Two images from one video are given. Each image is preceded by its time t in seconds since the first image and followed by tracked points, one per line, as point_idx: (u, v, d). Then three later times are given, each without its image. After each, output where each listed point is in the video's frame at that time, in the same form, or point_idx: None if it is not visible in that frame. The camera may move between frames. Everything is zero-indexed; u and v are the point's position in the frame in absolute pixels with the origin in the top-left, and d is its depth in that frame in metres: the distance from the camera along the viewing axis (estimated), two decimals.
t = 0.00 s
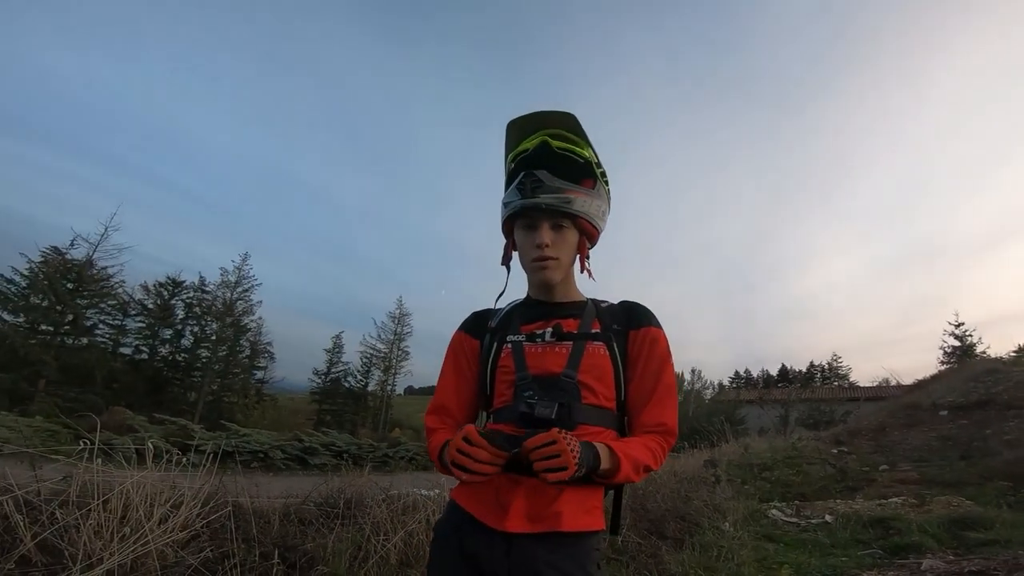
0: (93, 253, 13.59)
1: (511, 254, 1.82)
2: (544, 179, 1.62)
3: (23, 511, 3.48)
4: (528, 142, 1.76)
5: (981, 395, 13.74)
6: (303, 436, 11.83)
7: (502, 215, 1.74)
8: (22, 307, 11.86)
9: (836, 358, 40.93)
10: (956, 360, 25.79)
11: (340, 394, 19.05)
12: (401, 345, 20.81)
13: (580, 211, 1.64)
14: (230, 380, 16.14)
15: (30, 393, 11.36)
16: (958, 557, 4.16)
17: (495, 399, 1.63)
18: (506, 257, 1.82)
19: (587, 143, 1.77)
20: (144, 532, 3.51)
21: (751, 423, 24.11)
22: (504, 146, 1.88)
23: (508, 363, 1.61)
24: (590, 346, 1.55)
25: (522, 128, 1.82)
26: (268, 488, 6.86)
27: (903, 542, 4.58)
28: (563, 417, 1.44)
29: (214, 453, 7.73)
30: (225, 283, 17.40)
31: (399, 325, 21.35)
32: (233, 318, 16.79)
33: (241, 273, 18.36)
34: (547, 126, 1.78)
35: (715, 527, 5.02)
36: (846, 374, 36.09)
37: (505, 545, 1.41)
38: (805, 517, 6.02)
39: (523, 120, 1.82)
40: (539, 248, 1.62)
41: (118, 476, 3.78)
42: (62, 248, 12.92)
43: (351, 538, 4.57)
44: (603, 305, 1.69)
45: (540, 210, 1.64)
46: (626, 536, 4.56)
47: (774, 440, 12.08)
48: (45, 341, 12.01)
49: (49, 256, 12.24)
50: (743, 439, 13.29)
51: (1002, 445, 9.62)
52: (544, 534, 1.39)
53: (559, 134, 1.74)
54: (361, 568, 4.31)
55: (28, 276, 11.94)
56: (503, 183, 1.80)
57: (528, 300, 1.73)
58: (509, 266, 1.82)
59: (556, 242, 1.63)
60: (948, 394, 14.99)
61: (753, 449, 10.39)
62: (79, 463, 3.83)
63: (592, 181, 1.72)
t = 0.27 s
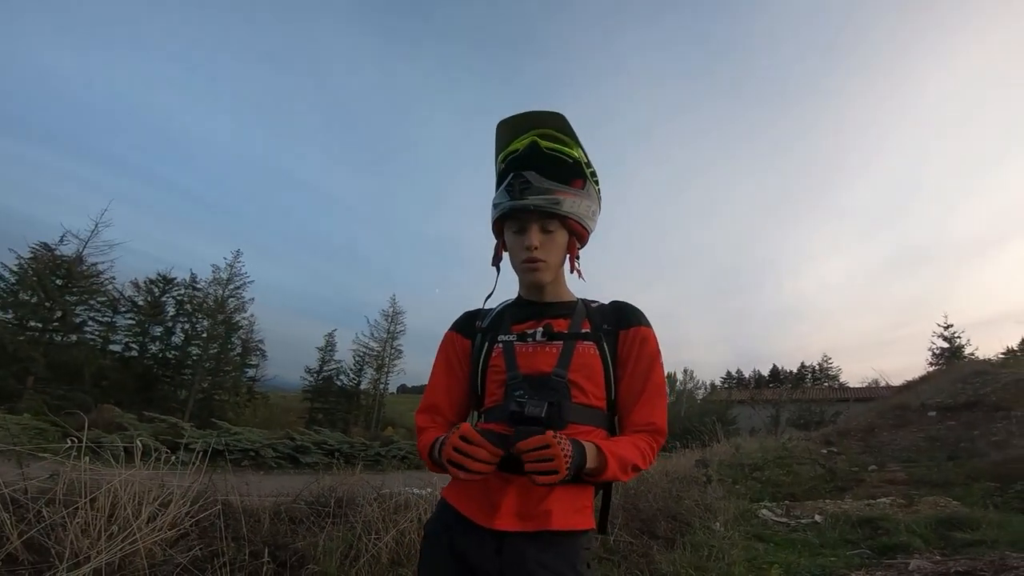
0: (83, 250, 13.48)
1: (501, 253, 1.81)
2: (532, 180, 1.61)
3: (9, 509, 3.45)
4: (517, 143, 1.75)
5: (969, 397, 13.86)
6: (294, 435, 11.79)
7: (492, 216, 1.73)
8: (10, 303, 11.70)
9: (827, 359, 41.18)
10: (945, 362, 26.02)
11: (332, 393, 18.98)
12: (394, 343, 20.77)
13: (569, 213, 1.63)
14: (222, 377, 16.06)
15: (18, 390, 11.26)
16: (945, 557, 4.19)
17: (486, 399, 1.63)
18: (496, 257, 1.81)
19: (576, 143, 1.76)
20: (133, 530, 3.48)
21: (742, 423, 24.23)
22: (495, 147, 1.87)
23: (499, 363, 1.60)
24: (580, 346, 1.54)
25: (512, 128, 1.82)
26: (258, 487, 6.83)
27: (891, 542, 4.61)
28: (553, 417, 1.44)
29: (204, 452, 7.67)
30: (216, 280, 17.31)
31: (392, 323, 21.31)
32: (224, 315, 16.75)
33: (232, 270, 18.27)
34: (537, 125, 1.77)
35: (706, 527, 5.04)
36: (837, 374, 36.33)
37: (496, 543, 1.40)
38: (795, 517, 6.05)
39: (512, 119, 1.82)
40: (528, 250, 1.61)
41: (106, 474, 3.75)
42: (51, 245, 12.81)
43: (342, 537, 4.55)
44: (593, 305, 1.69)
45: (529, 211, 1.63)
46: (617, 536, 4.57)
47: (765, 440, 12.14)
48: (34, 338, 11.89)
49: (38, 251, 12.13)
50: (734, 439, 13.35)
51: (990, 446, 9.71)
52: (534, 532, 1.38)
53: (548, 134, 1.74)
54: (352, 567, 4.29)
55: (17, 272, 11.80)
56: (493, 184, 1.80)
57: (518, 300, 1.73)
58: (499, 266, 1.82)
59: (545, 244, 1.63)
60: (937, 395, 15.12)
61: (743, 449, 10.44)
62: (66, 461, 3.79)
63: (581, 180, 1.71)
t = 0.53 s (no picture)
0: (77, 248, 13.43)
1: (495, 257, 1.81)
2: (519, 190, 1.61)
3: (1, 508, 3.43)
4: (505, 147, 1.74)
5: (962, 398, 13.94)
6: (289, 434, 11.75)
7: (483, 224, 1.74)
8: (3, 301, 11.62)
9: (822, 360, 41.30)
10: (939, 363, 26.15)
11: (328, 392, 18.93)
12: (390, 343, 20.74)
13: (558, 220, 1.62)
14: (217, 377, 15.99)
15: (11, 388, 11.21)
16: (938, 558, 4.21)
17: (481, 399, 1.62)
18: (491, 259, 1.81)
19: (567, 142, 1.73)
20: (126, 530, 3.47)
21: (737, 424, 24.29)
22: (486, 147, 1.86)
23: (494, 363, 1.60)
24: (574, 346, 1.54)
25: (500, 131, 1.80)
26: (253, 486, 6.81)
27: (885, 543, 4.63)
28: (548, 417, 1.44)
29: (198, 451, 7.64)
30: (211, 279, 17.25)
31: (388, 323, 21.27)
32: (219, 315, 16.69)
33: (228, 269, 18.21)
34: (524, 127, 1.75)
35: (701, 527, 5.04)
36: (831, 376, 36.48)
37: (490, 543, 1.40)
38: (789, 517, 6.06)
39: (501, 121, 1.80)
40: (519, 258, 1.61)
41: (100, 473, 3.74)
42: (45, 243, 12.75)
43: (337, 537, 4.54)
44: (587, 306, 1.69)
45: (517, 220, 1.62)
46: (613, 536, 4.57)
47: (760, 441, 12.18)
48: (28, 336, 11.82)
49: (32, 249, 12.07)
50: (729, 440, 13.38)
51: (983, 447, 9.76)
52: (529, 531, 1.38)
53: (536, 136, 1.71)
54: (347, 567, 4.28)
55: (10, 270, 11.75)
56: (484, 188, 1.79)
57: (513, 302, 1.73)
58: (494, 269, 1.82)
59: (536, 250, 1.63)
60: (930, 396, 15.19)
61: (739, 450, 10.47)
62: (59, 460, 3.77)
63: (572, 182, 1.70)
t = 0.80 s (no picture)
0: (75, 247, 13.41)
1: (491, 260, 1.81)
2: (513, 196, 1.61)
3: None
4: (500, 152, 1.74)
5: (960, 400, 13.96)
6: (287, 435, 11.73)
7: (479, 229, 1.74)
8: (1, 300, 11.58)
9: (819, 363, 41.34)
10: (935, 365, 26.22)
11: (326, 393, 18.90)
12: (388, 343, 20.72)
13: (553, 224, 1.62)
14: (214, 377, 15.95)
15: (8, 387, 11.18)
16: (935, 560, 4.21)
17: (478, 401, 1.62)
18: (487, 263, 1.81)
19: (561, 145, 1.73)
20: (122, 531, 3.46)
21: (735, 426, 24.31)
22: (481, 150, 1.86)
23: (492, 365, 1.60)
24: (571, 349, 1.54)
25: (494, 135, 1.80)
26: (250, 487, 6.80)
27: (882, 545, 4.62)
28: (545, 419, 1.44)
29: (195, 452, 7.62)
30: (209, 279, 17.23)
31: (387, 324, 21.26)
32: (217, 315, 16.65)
33: (226, 269, 18.19)
34: (519, 130, 1.75)
35: (699, 529, 5.05)
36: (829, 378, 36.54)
37: (487, 544, 1.40)
38: (787, 519, 6.07)
39: (495, 124, 1.80)
40: (514, 262, 1.61)
41: (96, 474, 3.73)
42: (43, 242, 12.73)
43: (334, 538, 4.53)
44: (584, 308, 1.68)
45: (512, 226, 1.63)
46: (611, 538, 4.57)
47: (757, 443, 12.18)
48: (25, 335, 11.80)
49: (31, 248, 12.05)
50: (727, 441, 13.38)
51: (980, 449, 9.77)
52: (526, 532, 1.38)
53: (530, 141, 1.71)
54: (345, 568, 4.28)
55: (8, 269, 11.73)
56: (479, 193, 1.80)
57: (509, 305, 1.73)
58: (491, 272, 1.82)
59: (531, 255, 1.63)
60: (928, 398, 15.22)
61: (737, 451, 10.47)
62: (56, 461, 3.76)
63: (566, 186, 1.70)
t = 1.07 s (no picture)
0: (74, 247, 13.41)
1: (488, 260, 1.81)
2: (513, 186, 1.62)
3: None
4: (499, 152, 1.75)
5: (958, 403, 13.98)
6: (285, 435, 11.72)
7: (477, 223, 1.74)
8: None
9: (818, 365, 41.33)
10: (934, 368, 26.26)
11: (324, 394, 18.88)
12: (387, 345, 20.71)
13: (550, 216, 1.62)
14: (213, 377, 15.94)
15: (7, 386, 11.17)
16: (933, 562, 4.22)
17: (476, 403, 1.62)
18: (484, 263, 1.81)
19: (558, 147, 1.76)
20: (120, 531, 3.46)
21: (734, 428, 24.31)
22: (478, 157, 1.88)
23: (489, 368, 1.60)
24: (568, 350, 1.54)
25: (492, 140, 1.82)
26: (248, 487, 6.79)
27: (880, 547, 4.62)
28: (543, 420, 1.43)
29: (193, 452, 7.61)
30: (208, 280, 17.23)
31: (386, 325, 21.26)
32: (216, 316, 16.64)
33: (225, 269, 18.19)
34: (518, 131, 1.77)
35: (698, 531, 5.05)
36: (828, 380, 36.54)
37: (485, 545, 1.40)
38: (785, 521, 6.07)
39: (493, 131, 1.82)
40: (512, 253, 1.61)
41: (94, 473, 3.72)
42: (43, 242, 12.73)
43: (332, 540, 4.53)
44: (581, 309, 1.68)
45: (511, 215, 1.63)
46: (609, 539, 4.57)
47: (756, 445, 12.18)
48: (23, 335, 11.79)
49: (30, 248, 12.04)
50: (726, 444, 13.39)
51: (978, 452, 9.79)
52: (525, 532, 1.38)
53: (529, 141, 1.74)
54: (342, 569, 4.28)
55: (7, 269, 11.72)
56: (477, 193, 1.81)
57: (506, 306, 1.73)
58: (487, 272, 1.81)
59: (529, 246, 1.63)
60: (926, 401, 15.23)
61: (735, 454, 10.47)
62: (53, 461, 3.75)
63: (564, 185, 1.71)
